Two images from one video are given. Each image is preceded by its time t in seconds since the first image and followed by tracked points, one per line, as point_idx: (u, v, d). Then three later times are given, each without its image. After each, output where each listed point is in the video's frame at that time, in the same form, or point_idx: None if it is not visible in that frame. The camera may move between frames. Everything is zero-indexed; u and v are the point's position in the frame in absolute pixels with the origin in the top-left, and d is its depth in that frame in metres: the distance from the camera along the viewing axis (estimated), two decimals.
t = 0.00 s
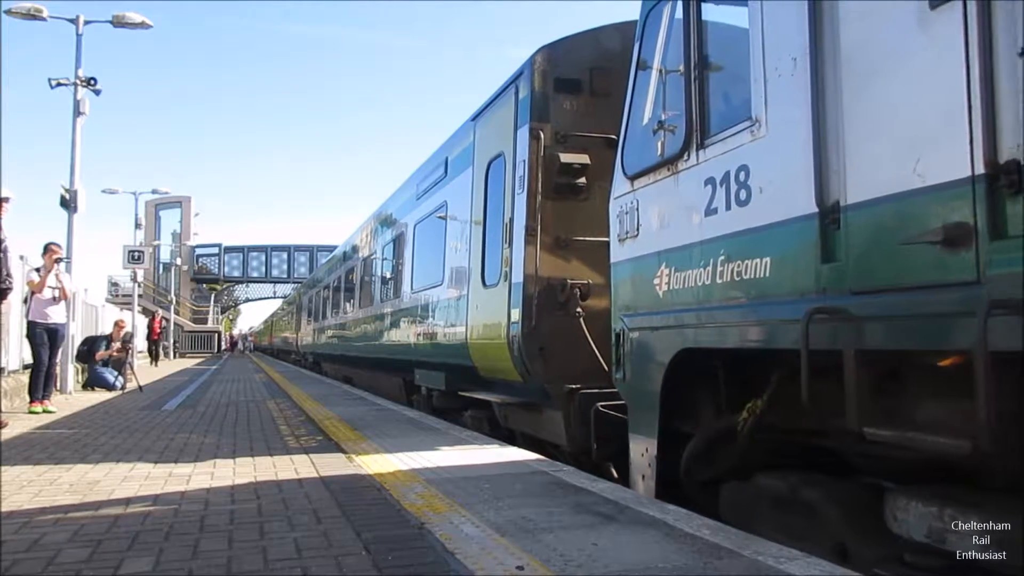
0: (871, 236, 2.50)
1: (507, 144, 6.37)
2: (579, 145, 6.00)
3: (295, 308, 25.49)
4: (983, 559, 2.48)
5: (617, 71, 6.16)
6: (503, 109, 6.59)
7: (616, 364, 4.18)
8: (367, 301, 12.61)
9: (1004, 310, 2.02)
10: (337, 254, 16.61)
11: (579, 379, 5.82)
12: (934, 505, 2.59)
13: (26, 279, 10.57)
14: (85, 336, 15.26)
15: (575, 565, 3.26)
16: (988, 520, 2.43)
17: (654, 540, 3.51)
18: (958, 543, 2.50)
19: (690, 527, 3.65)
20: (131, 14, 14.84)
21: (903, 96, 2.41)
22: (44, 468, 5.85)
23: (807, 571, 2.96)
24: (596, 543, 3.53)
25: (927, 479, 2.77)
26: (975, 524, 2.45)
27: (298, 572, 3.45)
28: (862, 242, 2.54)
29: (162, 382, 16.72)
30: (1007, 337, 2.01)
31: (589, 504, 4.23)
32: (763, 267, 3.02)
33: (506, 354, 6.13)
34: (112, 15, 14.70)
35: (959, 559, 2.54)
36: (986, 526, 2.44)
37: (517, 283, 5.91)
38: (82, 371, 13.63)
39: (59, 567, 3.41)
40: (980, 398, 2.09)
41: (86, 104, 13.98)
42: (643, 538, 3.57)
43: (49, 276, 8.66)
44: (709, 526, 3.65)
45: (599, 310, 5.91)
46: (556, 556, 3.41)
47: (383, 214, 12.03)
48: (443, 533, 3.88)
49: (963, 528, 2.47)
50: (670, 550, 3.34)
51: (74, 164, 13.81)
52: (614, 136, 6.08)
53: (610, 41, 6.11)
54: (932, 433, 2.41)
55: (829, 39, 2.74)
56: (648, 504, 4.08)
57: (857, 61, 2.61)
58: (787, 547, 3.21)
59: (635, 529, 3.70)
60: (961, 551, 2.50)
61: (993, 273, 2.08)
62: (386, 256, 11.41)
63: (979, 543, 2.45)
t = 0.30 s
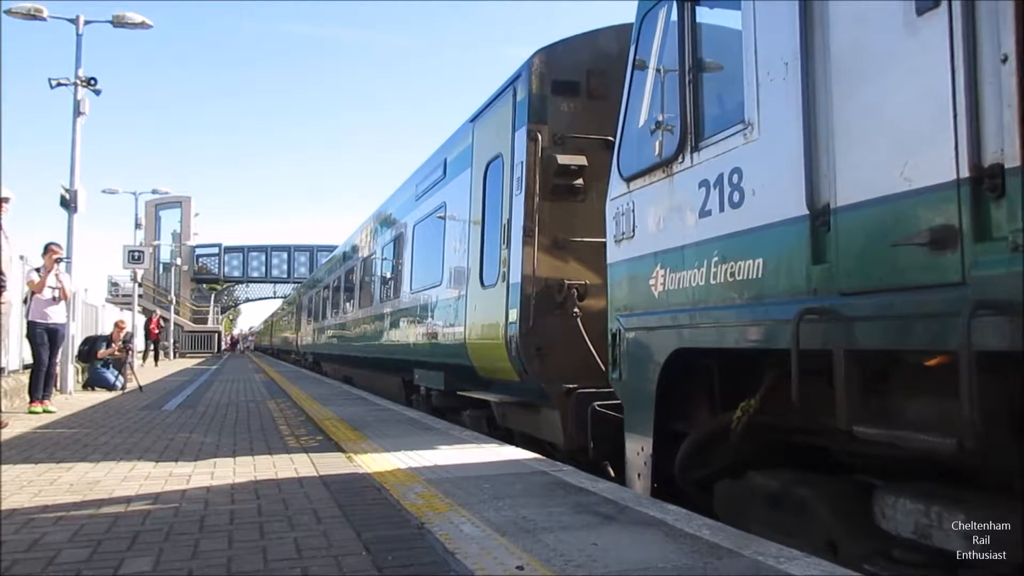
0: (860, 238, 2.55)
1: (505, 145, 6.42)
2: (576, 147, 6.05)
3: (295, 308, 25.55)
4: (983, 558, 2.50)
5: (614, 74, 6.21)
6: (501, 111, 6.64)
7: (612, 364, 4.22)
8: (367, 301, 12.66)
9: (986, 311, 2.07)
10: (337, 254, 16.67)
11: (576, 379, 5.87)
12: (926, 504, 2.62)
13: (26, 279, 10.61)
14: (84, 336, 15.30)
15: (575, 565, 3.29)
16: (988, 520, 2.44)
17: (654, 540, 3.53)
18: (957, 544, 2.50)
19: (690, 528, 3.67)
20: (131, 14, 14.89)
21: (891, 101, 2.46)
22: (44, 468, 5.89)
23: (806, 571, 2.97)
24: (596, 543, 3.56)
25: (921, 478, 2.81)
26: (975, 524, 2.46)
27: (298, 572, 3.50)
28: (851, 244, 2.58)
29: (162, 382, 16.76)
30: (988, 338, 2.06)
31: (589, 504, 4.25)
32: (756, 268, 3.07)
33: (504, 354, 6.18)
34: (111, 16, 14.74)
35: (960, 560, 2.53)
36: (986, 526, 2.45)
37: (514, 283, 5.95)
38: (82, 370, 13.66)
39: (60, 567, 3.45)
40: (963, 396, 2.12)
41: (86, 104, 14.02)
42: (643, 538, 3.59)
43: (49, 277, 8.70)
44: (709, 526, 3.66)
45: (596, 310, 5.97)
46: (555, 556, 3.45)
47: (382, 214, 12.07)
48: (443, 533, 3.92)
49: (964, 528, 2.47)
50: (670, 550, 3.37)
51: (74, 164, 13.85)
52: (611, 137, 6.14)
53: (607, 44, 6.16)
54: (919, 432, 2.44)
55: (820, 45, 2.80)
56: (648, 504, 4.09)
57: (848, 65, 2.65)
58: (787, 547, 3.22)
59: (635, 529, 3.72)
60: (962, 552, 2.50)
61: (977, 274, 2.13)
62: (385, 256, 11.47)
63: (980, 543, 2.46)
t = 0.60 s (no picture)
0: (846, 240, 2.61)
1: (502, 147, 6.47)
2: (573, 148, 6.11)
3: (295, 308, 25.61)
4: (984, 558, 2.55)
5: (611, 77, 6.26)
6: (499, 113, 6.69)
7: (607, 364, 4.28)
8: (366, 301, 12.71)
9: (966, 312, 2.13)
10: (337, 254, 16.70)
11: (572, 379, 5.94)
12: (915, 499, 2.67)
13: (26, 279, 10.66)
14: (84, 336, 15.35)
15: (574, 565, 3.33)
16: (988, 520, 2.49)
17: (654, 540, 3.56)
18: (958, 545, 2.54)
19: (690, 528, 3.70)
20: (131, 13, 14.92)
21: (877, 106, 2.52)
22: (45, 468, 5.94)
23: (806, 570, 3.01)
24: (596, 543, 3.59)
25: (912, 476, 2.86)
26: (977, 524, 2.50)
27: (298, 572, 3.53)
28: (839, 246, 2.64)
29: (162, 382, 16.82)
30: (968, 339, 2.12)
31: (589, 504, 4.27)
32: (746, 270, 3.12)
33: (501, 354, 6.24)
34: (112, 15, 14.78)
35: (959, 560, 2.58)
36: (986, 526, 2.50)
37: (512, 284, 6.01)
38: (82, 371, 13.71)
39: (59, 567, 3.50)
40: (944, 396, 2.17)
41: (85, 104, 14.06)
42: (643, 538, 3.61)
43: (49, 277, 8.74)
44: (709, 526, 3.69)
45: (592, 310, 6.05)
46: (555, 555, 3.48)
47: (383, 214, 12.10)
48: (443, 533, 3.98)
49: (964, 528, 2.50)
50: (670, 550, 3.39)
51: (73, 165, 13.88)
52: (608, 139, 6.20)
53: (605, 47, 6.20)
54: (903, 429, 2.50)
55: (809, 50, 2.85)
56: (649, 504, 4.10)
57: (835, 70, 2.71)
58: (787, 548, 3.26)
59: (635, 529, 3.75)
60: (962, 551, 2.54)
61: (958, 276, 2.19)
62: (385, 256, 11.51)
63: (980, 542, 2.52)
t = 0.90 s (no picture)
0: (833, 243, 2.67)
1: (499, 148, 6.54)
2: (569, 151, 6.18)
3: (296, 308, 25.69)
4: (983, 558, 2.63)
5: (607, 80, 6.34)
6: (496, 115, 6.77)
7: (602, 364, 4.34)
8: (366, 302, 12.77)
9: (945, 312, 2.18)
10: (337, 254, 16.76)
11: (569, 378, 6.01)
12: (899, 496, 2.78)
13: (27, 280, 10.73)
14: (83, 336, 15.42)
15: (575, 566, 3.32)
16: (989, 521, 2.59)
17: (654, 540, 3.56)
18: (958, 544, 2.62)
19: (691, 528, 3.69)
20: (131, 14, 15.01)
21: (859, 112, 2.59)
22: (45, 468, 6.00)
23: (807, 571, 3.01)
24: (596, 543, 3.59)
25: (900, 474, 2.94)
26: (977, 525, 2.59)
27: (298, 572, 3.57)
28: (825, 249, 2.70)
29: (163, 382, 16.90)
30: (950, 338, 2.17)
31: (589, 504, 4.28)
32: (736, 271, 3.18)
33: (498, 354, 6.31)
34: (112, 15, 14.86)
35: (958, 559, 2.66)
36: (986, 527, 2.59)
37: (509, 285, 6.08)
38: (82, 370, 13.78)
39: (60, 568, 3.56)
40: (923, 393, 2.23)
41: (86, 104, 14.15)
42: (643, 538, 3.62)
43: (49, 277, 8.80)
44: (709, 526, 3.69)
45: (588, 311, 6.07)
46: (556, 556, 3.48)
47: (383, 214, 12.07)
48: (443, 533, 3.98)
49: (965, 527, 2.58)
50: (671, 551, 3.39)
51: (73, 165, 13.96)
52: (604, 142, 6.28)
53: (600, 50, 6.28)
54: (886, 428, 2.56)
55: (795, 56, 2.92)
56: (649, 504, 4.11)
57: (819, 77, 2.78)
58: (788, 549, 3.26)
59: (635, 529, 3.75)
60: (963, 550, 2.62)
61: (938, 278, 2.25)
62: (385, 257, 11.58)
63: (980, 541, 2.60)
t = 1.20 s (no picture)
0: (817, 246, 2.74)
1: (496, 151, 6.61)
2: (565, 153, 6.26)
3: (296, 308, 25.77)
4: (982, 558, 2.74)
5: (601, 84, 6.42)
6: (493, 118, 6.84)
7: (596, 364, 4.42)
8: (366, 302, 12.83)
9: (920, 313, 2.25)
10: (337, 254, 16.83)
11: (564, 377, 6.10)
12: (878, 490, 2.88)
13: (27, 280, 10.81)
14: (83, 335, 15.50)
15: (575, 566, 3.38)
16: (987, 521, 2.70)
17: (654, 541, 3.62)
18: (960, 544, 2.72)
19: (691, 527, 3.75)
20: (131, 14, 15.07)
21: (841, 119, 2.67)
22: (45, 468, 6.06)
23: (807, 571, 3.07)
24: (596, 543, 3.64)
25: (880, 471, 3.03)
26: (977, 526, 2.70)
27: (298, 572, 3.63)
28: (809, 252, 2.77)
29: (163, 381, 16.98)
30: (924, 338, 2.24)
31: (589, 504, 4.31)
32: (724, 271, 3.27)
33: (495, 354, 6.38)
34: (112, 15, 14.93)
35: (958, 559, 2.76)
36: (986, 527, 2.71)
37: (505, 286, 6.15)
38: (82, 370, 13.86)
39: (60, 568, 3.64)
40: (900, 392, 2.30)
41: (86, 104, 14.22)
42: (643, 538, 3.68)
43: (49, 277, 8.87)
44: (709, 526, 3.74)
45: (583, 311, 6.19)
46: (556, 556, 3.53)
47: (383, 214, 12.15)
48: (443, 533, 4.05)
49: (966, 527, 2.69)
50: (670, 551, 3.45)
51: (73, 165, 14.03)
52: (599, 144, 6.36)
53: (595, 54, 6.36)
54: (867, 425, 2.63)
55: (780, 64, 3.00)
56: (649, 504, 4.17)
57: (803, 84, 2.86)
58: (788, 549, 3.33)
59: (635, 529, 3.81)
60: (964, 551, 2.73)
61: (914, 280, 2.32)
62: (385, 257, 11.66)
63: (980, 541, 2.71)
